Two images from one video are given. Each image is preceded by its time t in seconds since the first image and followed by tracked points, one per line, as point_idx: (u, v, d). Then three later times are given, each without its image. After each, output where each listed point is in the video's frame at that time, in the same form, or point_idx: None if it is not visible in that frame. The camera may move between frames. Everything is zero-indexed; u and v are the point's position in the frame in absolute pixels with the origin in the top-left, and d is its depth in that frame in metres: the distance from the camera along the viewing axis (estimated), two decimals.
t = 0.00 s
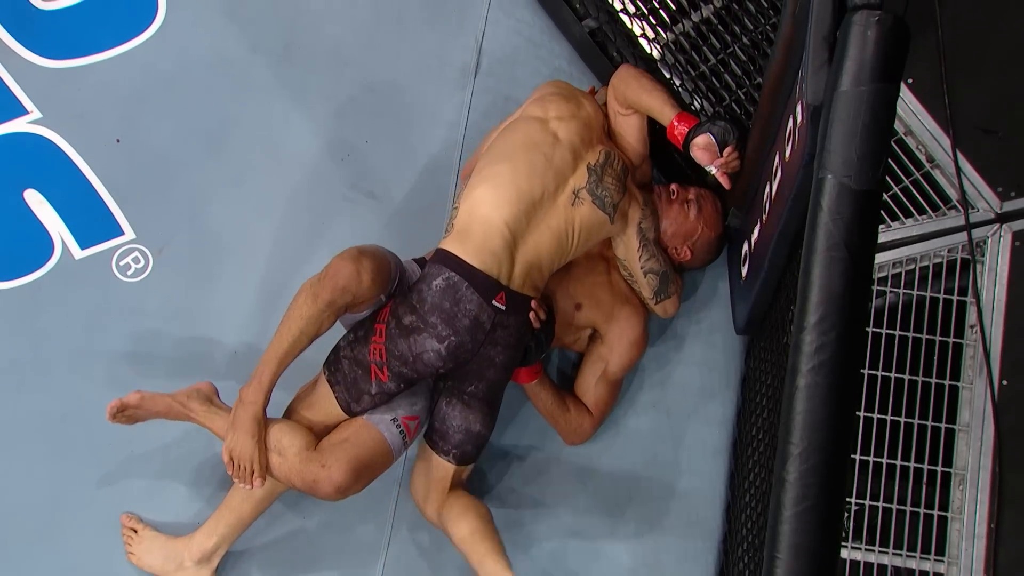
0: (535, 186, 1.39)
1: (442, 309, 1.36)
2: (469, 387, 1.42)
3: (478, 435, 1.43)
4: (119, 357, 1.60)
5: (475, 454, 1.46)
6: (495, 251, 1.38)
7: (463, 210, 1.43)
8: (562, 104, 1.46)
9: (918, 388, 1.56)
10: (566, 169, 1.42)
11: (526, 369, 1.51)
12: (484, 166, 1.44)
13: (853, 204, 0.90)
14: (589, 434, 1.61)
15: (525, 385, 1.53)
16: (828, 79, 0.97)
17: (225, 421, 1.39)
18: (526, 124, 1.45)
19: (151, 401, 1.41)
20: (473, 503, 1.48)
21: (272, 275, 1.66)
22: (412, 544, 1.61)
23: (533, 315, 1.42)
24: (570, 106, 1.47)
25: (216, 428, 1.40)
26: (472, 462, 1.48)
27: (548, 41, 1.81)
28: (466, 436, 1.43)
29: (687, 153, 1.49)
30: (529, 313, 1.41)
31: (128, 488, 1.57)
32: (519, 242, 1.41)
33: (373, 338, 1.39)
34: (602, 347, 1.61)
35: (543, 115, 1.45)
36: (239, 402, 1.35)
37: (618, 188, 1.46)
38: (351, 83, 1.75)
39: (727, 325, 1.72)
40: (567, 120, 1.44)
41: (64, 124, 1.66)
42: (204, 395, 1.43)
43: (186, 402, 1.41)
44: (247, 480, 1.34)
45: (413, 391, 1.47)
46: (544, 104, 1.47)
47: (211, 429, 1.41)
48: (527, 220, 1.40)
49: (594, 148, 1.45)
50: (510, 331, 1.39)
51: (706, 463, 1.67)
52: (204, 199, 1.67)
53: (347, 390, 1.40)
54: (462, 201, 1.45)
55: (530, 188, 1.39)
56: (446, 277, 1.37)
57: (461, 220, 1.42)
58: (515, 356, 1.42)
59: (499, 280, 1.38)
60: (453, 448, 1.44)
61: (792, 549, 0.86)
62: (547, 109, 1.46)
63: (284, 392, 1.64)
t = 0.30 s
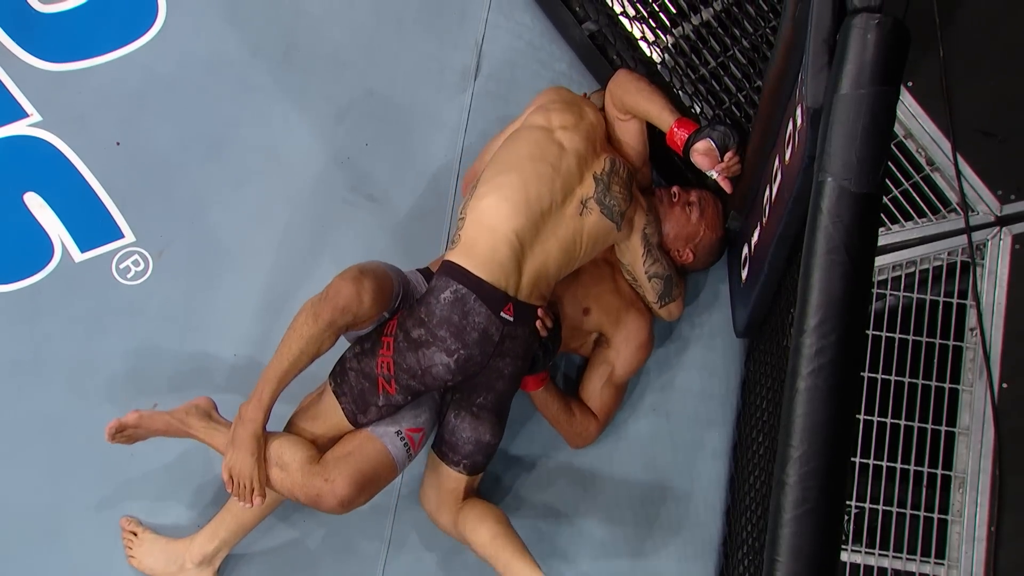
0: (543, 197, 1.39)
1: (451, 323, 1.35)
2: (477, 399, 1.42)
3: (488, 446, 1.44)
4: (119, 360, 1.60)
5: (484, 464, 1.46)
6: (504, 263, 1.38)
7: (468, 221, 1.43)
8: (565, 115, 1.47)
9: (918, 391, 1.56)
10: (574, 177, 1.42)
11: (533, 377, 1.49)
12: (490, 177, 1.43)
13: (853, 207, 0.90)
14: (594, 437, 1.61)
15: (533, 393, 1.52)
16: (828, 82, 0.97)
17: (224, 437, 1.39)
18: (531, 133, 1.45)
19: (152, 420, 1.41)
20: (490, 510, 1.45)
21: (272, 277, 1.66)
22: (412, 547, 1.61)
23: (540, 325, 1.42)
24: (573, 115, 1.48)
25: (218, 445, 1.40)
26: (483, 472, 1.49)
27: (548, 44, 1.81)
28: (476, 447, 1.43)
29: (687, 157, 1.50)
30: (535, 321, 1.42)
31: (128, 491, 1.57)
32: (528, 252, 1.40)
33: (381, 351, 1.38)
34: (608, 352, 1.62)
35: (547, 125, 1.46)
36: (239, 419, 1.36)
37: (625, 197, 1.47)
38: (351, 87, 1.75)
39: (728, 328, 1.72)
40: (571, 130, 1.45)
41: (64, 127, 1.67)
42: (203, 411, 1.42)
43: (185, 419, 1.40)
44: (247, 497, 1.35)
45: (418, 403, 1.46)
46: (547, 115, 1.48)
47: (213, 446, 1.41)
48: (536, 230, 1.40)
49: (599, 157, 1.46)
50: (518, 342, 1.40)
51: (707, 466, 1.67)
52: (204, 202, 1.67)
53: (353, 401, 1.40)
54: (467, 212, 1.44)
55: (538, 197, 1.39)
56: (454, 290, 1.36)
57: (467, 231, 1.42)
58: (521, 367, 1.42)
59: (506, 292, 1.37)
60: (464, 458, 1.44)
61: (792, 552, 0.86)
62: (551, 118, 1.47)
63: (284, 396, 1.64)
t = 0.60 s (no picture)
0: (544, 201, 1.39)
1: (450, 328, 1.35)
2: (476, 403, 1.42)
3: (484, 448, 1.44)
4: (119, 360, 1.60)
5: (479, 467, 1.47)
6: (505, 267, 1.38)
7: (467, 224, 1.42)
8: (564, 118, 1.48)
9: (918, 391, 1.56)
10: (574, 181, 1.42)
11: (534, 380, 1.49)
12: (489, 181, 1.43)
13: (853, 207, 0.90)
14: (595, 437, 1.61)
15: (533, 396, 1.52)
16: (828, 82, 0.97)
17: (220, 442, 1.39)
18: (530, 137, 1.45)
19: (149, 428, 1.41)
20: (483, 537, 1.51)
21: (272, 277, 1.66)
22: (412, 547, 1.62)
23: (538, 328, 1.42)
24: (572, 119, 1.48)
25: (213, 451, 1.39)
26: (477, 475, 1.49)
27: (548, 44, 1.81)
28: (472, 449, 1.43)
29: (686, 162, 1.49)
30: (535, 325, 1.41)
31: (128, 491, 1.57)
32: (528, 256, 1.40)
33: (380, 356, 1.38)
34: (610, 354, 1.62)
35: (547, 128, 1.46)
36: (233, 422, 1.36)
37: (626, 200, 1.47)
38: (351, 87, 1.75)
39: (727, 329, 1.72)
40: (571, 134, 1.45)
41: (64, 128, 1.67)
42: (197, 417, 1.42)
43: (179, 426, 1.40)
44: (243, 500, 1.35)
45: (417, 407, 1.46)
46: (546, 119, 1.48)
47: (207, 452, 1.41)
48: (536, 235, 1.40)
49: (599, 161, 1.46)
50: (517, 347, 1.40)
51: (706, 466, 1.67)
52: (204, 202, 1.67)
53: (353, 407, 1.40)
54: (466, 216, 1.44)
55: (538, 202, 1.39)
56: (453, 295, 1.36)
57: (467, 234, 1.41)
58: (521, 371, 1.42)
59: (505, 297, 1.37)
60: (459, 461, 1.44)
61: (792, 552, 0.86)
62: (550, 122, 1.47)
63: (284, 396, 1.63)
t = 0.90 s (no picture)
0: (541, 205, 1.39)
1: (450, 333, 1.35)
2: (477, 408, 1.42)
3: (487, 454, 1.44)
4: (119, 360, 1.60)
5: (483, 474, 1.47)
6: (503, 271, 1.38)
7: (467, 230, 1.43)
8: (561, 121, 1.48)
9: (918, 391, 1.56)
10: (572, 184, 1.42)
11: (535, 386, 1.48)
12: (487, 186, 1.44)
13: (853, 207, 0.90)
14: (595, 438, 1.61)
15: (534, 400, 1.52)
16: (828, 82, 0.97)
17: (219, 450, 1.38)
18: (527, 142, 1.46)
19: (146, 437, 1.41)
20: (491, 550, 1.49)
21: (272, 277, 1.66)
22: (412, 547, 1.62)
23: (539, 332, 1.42)
24: (568, 123, 1.48)
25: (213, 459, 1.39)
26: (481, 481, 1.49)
27: (548, 44, 1.81)
28: (475, 455, 1.44)
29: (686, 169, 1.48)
30: (535, 328, 1.42)
31: (128, 491, 1.57)
32: (526, 260, 1.40)
33: (380, 362, 1.38)
34: (612, 356, 1.62)
35: (543, 133, 1.46)
36: (234, 425, 1.36)
37: (626, 202, 1.47)
38: (351, 87, 1.75)
39: (728, 329, 1.72)
40: (567, 137, 1.46)
41: (64, 128, 1.67)
42: (196, 425, 1.42)
43: (177, 433, 1.40)
44: (242, 506, 1.35)
45: (418, 413, 1.46)
46: (541, 123, 1.48)
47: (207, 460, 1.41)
48: (534, 238, 1.40)
49: (597, 163, 1.47)
50: (517, 351, 1.39)
51: (707, 466, 1.67)
52: (204, 202, 1.67)
53: (354, 412, 1.40)
54: (465, 221, 1.45)
55: (536, 205, 1.39)
56: (453, 300, 1.36)
57: (466, 240, 1.42)
58: (522, 375, 1.41)
59: (505, 300, 1.37)
60: (463, 467, 1.45)
61: (792, 552, 0.86)
62: (546, 126, 1.47)
63: (284, 395, 1.63)
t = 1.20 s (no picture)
0: (538, 208, 1.40)
1: (446, 333, 1.35)
2: (475, 411, 1.42)
3: (482, 459, 1.43)
4: (118, 360, 1.60)
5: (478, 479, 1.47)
6: (499, 274, 1.38)
7: (463, 234, 1.44)
8: (557, 125, 1.49)
9: (918, 391, 1.56)
10: (569, 186, 1.43)
11: (534, 390, 1.49)
12: (483, 191, 1.45)
13: (853, 207, 0.90)
14: (593, 440, 1.61)
15: (534, 403, 1.52)
16: (829, 82, 0.97)
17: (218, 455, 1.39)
18: (523, 146, 1.46)
19: (144, 442, 1.41)
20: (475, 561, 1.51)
21: (272, 278, 1.66)
22: (412, 548, 1.62)
23: (538, 337, 1.42)
24: (565, 127, 1.49)
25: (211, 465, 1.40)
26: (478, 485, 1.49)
27: (548, 44, 1.81)
28: (471, 459, 1.43)
29: (686, 177, 1.47)
30: (534, 334, 1.41)
31: (128, 491, 1.57)
32: (523, 263, 1.40)
33: (377, 363, 1.38)
34: (613, 359, 1.62)
35: (539, 137, 1.47)
36: (233, 427, 1.35)
37: (624, 205, 1.47)
38: (351, 88, 1.75)
39: (727, 329, 1.72)
40: (563, 140, 1.46)
41: (64, 127, 1.66)
42: (193, 431, 1.42)
43: (173, 439, 1.40)
44: (239, 508, 1.35)
45: (417, 416, 1.46)
46: (537, 127, 1.49)
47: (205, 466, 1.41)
48: (531, 241, 1.40)
49: (594, 166, 1.47)
50: (515, 353, 1.39)
51: (706, 467, 1.67)
52: (204, 203, 1.67)
53: (352, 416, 1.40)
54: (463, 225, 1.46)
55: (532, 208, 1.39)
56: (449, 301, 1.37)
57: (462, 244, 1.43)
58: (520, 378, 1.41)
59: (501, 301, 1.38)
60: (457, 470, 1.45)
61: (792, 553, 0.86)
62: (542, 131, 1.48)
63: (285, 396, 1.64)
